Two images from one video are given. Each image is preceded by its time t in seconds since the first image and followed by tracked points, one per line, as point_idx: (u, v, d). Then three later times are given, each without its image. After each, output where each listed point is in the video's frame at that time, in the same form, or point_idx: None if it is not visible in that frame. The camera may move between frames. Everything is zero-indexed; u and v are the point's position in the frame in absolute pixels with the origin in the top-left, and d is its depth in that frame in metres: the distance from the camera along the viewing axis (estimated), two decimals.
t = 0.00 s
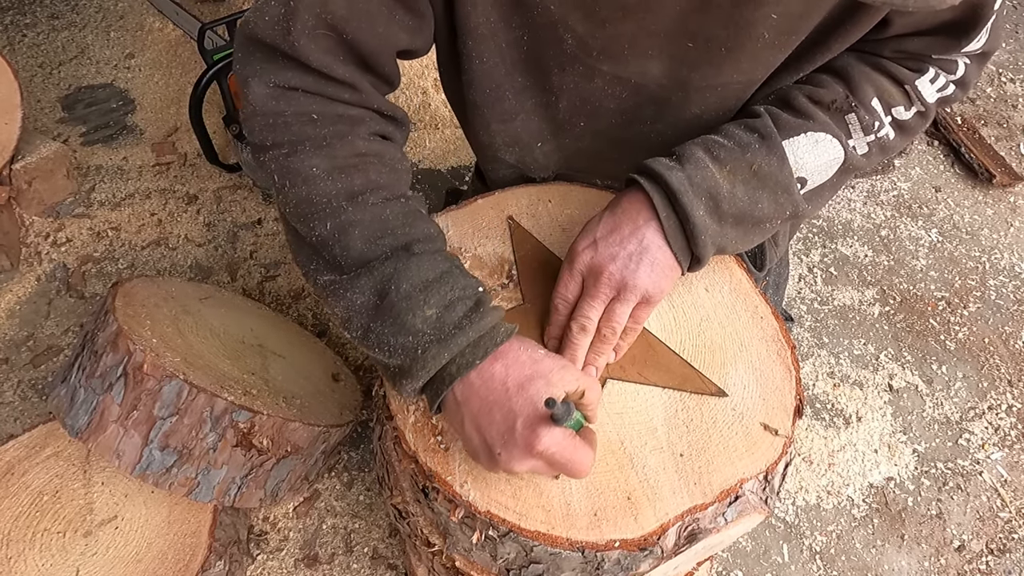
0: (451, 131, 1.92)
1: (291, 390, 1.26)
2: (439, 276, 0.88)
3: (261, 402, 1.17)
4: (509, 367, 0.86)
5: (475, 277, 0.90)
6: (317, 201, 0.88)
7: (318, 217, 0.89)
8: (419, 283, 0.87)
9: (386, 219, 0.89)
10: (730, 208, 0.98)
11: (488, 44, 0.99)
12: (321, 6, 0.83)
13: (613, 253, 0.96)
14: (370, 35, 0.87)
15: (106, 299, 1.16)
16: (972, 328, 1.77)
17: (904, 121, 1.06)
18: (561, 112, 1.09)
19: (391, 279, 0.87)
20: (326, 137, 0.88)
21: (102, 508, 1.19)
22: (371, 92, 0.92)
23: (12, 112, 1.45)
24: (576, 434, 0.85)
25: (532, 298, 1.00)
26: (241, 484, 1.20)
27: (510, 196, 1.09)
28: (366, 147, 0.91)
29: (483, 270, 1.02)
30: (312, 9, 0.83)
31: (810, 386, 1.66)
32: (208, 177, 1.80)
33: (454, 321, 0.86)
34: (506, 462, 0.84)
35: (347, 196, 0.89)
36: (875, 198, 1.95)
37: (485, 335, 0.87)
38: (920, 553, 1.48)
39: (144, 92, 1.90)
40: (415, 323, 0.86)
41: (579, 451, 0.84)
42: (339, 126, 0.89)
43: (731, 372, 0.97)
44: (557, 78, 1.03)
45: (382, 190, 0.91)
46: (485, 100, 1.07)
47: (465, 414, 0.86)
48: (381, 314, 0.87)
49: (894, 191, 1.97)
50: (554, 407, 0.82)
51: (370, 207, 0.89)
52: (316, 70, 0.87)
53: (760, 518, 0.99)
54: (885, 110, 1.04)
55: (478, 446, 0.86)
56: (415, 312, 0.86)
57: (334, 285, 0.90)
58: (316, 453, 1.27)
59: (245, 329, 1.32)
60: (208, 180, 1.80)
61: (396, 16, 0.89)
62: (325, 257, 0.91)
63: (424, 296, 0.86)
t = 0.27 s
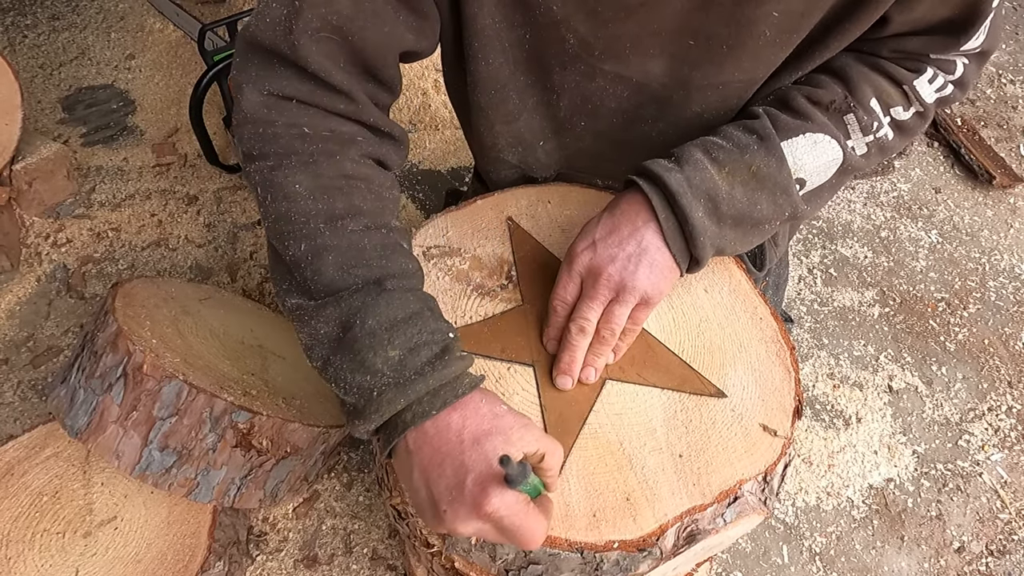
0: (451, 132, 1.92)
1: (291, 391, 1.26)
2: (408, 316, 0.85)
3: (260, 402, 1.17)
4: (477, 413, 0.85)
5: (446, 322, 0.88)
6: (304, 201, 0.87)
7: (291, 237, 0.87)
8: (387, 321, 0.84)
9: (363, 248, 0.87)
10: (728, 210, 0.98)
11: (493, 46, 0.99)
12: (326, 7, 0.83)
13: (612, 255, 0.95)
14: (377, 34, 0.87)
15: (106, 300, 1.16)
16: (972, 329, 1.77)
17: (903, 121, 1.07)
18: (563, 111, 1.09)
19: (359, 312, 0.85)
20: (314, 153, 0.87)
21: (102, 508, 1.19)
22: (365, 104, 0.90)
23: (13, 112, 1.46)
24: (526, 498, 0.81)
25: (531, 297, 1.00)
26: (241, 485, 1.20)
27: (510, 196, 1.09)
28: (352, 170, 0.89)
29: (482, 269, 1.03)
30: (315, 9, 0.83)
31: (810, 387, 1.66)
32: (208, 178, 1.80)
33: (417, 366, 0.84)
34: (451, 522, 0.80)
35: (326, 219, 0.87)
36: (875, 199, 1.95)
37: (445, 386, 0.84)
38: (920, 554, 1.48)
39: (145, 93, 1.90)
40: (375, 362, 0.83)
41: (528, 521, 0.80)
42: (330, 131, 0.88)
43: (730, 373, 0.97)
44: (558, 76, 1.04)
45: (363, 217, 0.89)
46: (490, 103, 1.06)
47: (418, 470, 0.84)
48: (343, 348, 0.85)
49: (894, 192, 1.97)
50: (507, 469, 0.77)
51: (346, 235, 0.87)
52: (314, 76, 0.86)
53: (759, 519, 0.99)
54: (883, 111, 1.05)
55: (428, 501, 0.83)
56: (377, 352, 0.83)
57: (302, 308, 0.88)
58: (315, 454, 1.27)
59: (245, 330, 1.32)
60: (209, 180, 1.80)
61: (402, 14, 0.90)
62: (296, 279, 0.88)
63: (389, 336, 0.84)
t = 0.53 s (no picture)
0: (451, 132, 1.92)
1: (291, 391, 1.26)
2: (433, 239, 0.85)
3: (260, 402, 1.17)
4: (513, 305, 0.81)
5: (474, 241, 0.88)
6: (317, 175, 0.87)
7: (317, 189, 0.88)
8: (414, 247, 0.84)
9: (383, 186, 0.87)
10: (732, 212, 0.98)
11: (490, 34, 0.99)
12: None
13: (620, 254, 0.95)
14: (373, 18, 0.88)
15: (106, 299, 1.16)
16: (973, 330, 1.77)
17: (907, 122, 1.06)
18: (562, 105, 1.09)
19: (386, 245, 0.85)
20: (325, 112, 0.88)
21: (102, 508, 1.19)
22: (370, 69, 0.91)
23: (13, 111, 1.46)
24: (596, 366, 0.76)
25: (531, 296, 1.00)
26: (241, 485, 1.20)
27: (510, 196, 1.09)
28: (364, 119, 0.90)
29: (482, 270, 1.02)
30: None
31: (811, 388, 1.66)
32: (209, 178, 1.80)
33: (449, 281, 0.83)
34: (532, 413, 0.76)
35: (345, 167, 0.88)
36: (876, 200, 1.95)
37: (481, 294, 0.83)
38: (920, 556, 1.48)
39: (146, 92, 1.90)
40: (411, 285, 0.83)
41: (604, 387, 0.75)
42: (340, 98, 0.89)
43: (730, 374, 0.97)
44: (558, 71, 1.04)
45: (380, 160, 0.89)
46: (488, 93, 1.06)
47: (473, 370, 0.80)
48: (378, 281, 0.85)
49: (895, 193, 1.97)
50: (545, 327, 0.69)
51: (367, 177, 0.87)
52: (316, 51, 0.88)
53: (759, 520, 0.99)
54: (886, 111, 1.04)
55: (498, 403, 0.79)
56: (410, 275, 0.83)
57: (334, 254, 0.88)
58: (315, 454, 1.27)
59: (246, 330, 1.33)
60: (209, 180, 1.80)
61: None
62: (326, 232, 0.89)
63: (418, 258, 0.84)
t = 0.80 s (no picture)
0: (451, 132, 1.92)
1: (290, 390, 1.27)
2: (459, 274, 0.87)
3: (260, 402, 1.17)
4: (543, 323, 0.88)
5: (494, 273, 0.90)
6: (341, 201, 0.88)
7: (339, 221, 0.88)
8: (441, 280, 0.86)
9: (406, 220, 0.89)
10: (739, 195, 1.01)
11: (493, 43, 0.97)
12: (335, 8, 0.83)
13: (642, 233, 0.97)
14: (384, 35, 0.87)
15: (106, 299, 1.16)
16: (973, 329, 1.77)
17: (909, 107, 1.08)
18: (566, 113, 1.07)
19: (412, 278, 0.86)
20: (345, 141, 0.88)
21: (101, 508, 1.19)
22: (387, 95, 0.91)
23: (13, 111, 1.46)
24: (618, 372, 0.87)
25: (532, 295, 1.00)
26: (241, 484, 1.20)
27: (510, 196, 1.09)
28: (383, 151, 0.91)
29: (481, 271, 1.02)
30: (327, 12, 0.83)
31: (810, 387, 1.66)
32: (208, 177, 1.80)
33: (477, 316, 0.86)
34: (568, 421, 0.84)
35: (366, 200, 0.89)
36: (875, 199, 1.95)
37: (506, 325, 0.86)
38: (920, 555, 1.48)
39: (145, 92, 1.90)
40: (439, 320, 0.85)
41: (632, 393, 0.87)
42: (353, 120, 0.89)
43: (729, 372, 0.97)
44: (563, 79, 1.02)
45: (400, 193, 0.91)
46: (490, 100, 1.04)
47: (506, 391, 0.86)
48: (404, 313, 0.86)
49: (895, 192, 1.97)
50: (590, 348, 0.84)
51: (390, 210, 0.89)
52: (333, 75, 0.87)
53: (759, 518, 0.99)
54: (889, 97, 1.06)
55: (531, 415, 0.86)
56: (439, 309, 0.85)
57: (357, 285, 0.89)
58: (315, 453, 1.27)
59: (245, 329, 1.32)
60: (209, 180, 1.80)
61: (411, 14, 0.89)
62: (346, 260, 0.90)
63: (446, 293, 0.86)
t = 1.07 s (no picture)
0: (448, 133, 1.92)
1: (289, 393, 1.27)
2: (450, 271, 0.88)
3: (258, 404, 1.17)
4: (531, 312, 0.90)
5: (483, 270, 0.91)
6: (327, 202, 0.87)
7: (325, 223, 0.87)
8: (433, 278, 0.87)
9: (395, 221, 0.89)
10: (739, 199, 1.01)
11: (492, 51, 0.97)
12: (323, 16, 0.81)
13: (641, 235, 0.98)
14: (372, 44, 0.86)
15: (103, 302, 1.16)
16: (969, 329, 1.77)
17: (906, 108, 1.08)
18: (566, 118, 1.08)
19: (404, 276, 0.87)
20: (331, 145, 0.87)
21: (99, 511, 1.19)
22: (372, 100, 0.91)
23: (9, 114, 1.45)
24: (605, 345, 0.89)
25: (528, 295, 1.00)
26: (239, 487, 1.20)
27: (507, 197, 1.10)
28: (370, 154, 0.90)
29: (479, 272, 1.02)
30: (315, 19, 0.81)
31: (808, 387, 1.66)
32: (206, 180, 1.80)
33: (469, 312, 0.87)
34: (564, 396, 0.85)
35: (355, 202, 0.88)
36: (871, 199, 1.95)
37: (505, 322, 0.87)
38: (918, 554, 1.48)
39: (142, 95, 1.90)
40: (431, 316, 0.86)
41: (624, 366, 0.88)
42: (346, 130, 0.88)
43: (727, 373, 0.97)
44: (564, 85, 1.02)
45: (388, 195, 0.91)
46: (489, 106, 1.04)
47: (497, 379, 0.86)
48: (395, 311, 0.87)
49: (891, 192, 1.97)
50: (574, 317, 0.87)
51: (378, 211, 0.89)
52: (318, 81, 0.85)
53: (758, 519, 0.99)
54: (887, 99, 1.07)
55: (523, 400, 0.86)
56: (431, 307, 0.86)
57: (344, 285, 0.89)
58: (313, 456, 1.27)
59: (243, 332, 1.32)
60: (206, 183, 1.80)
61: (402, 21, 0.88)
62: (331, 261, 0.89)
63: (439, 291, 0.86)
